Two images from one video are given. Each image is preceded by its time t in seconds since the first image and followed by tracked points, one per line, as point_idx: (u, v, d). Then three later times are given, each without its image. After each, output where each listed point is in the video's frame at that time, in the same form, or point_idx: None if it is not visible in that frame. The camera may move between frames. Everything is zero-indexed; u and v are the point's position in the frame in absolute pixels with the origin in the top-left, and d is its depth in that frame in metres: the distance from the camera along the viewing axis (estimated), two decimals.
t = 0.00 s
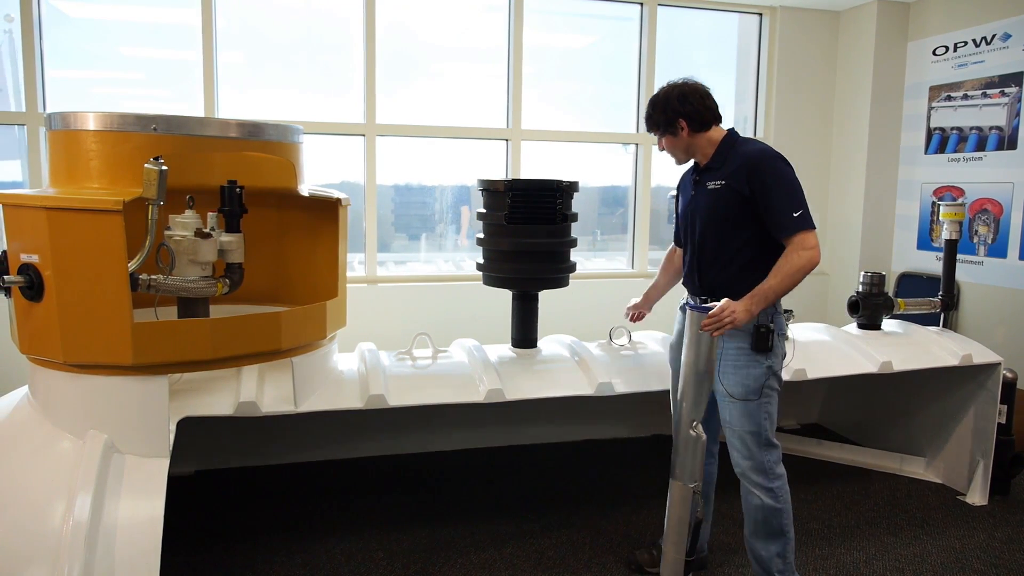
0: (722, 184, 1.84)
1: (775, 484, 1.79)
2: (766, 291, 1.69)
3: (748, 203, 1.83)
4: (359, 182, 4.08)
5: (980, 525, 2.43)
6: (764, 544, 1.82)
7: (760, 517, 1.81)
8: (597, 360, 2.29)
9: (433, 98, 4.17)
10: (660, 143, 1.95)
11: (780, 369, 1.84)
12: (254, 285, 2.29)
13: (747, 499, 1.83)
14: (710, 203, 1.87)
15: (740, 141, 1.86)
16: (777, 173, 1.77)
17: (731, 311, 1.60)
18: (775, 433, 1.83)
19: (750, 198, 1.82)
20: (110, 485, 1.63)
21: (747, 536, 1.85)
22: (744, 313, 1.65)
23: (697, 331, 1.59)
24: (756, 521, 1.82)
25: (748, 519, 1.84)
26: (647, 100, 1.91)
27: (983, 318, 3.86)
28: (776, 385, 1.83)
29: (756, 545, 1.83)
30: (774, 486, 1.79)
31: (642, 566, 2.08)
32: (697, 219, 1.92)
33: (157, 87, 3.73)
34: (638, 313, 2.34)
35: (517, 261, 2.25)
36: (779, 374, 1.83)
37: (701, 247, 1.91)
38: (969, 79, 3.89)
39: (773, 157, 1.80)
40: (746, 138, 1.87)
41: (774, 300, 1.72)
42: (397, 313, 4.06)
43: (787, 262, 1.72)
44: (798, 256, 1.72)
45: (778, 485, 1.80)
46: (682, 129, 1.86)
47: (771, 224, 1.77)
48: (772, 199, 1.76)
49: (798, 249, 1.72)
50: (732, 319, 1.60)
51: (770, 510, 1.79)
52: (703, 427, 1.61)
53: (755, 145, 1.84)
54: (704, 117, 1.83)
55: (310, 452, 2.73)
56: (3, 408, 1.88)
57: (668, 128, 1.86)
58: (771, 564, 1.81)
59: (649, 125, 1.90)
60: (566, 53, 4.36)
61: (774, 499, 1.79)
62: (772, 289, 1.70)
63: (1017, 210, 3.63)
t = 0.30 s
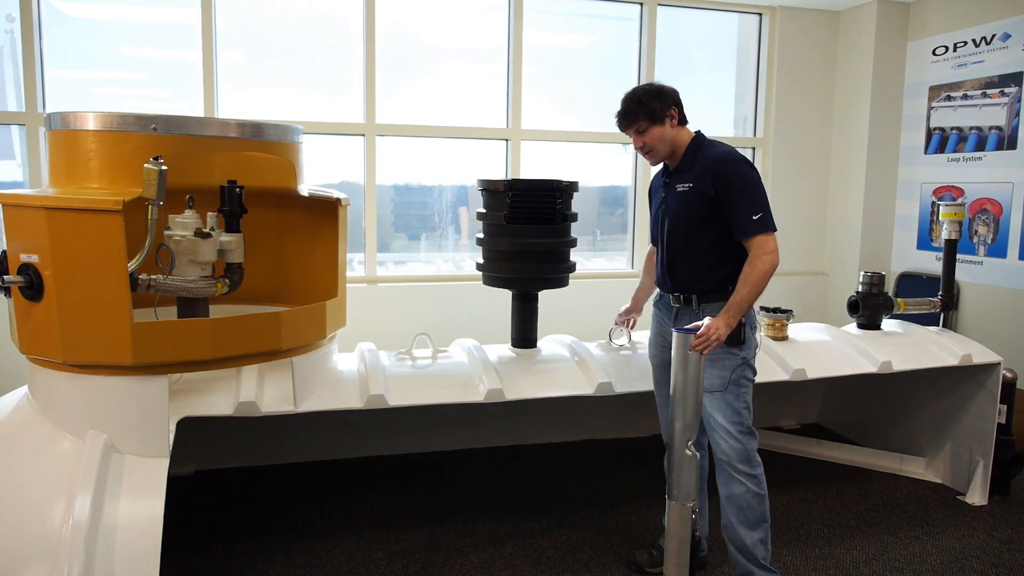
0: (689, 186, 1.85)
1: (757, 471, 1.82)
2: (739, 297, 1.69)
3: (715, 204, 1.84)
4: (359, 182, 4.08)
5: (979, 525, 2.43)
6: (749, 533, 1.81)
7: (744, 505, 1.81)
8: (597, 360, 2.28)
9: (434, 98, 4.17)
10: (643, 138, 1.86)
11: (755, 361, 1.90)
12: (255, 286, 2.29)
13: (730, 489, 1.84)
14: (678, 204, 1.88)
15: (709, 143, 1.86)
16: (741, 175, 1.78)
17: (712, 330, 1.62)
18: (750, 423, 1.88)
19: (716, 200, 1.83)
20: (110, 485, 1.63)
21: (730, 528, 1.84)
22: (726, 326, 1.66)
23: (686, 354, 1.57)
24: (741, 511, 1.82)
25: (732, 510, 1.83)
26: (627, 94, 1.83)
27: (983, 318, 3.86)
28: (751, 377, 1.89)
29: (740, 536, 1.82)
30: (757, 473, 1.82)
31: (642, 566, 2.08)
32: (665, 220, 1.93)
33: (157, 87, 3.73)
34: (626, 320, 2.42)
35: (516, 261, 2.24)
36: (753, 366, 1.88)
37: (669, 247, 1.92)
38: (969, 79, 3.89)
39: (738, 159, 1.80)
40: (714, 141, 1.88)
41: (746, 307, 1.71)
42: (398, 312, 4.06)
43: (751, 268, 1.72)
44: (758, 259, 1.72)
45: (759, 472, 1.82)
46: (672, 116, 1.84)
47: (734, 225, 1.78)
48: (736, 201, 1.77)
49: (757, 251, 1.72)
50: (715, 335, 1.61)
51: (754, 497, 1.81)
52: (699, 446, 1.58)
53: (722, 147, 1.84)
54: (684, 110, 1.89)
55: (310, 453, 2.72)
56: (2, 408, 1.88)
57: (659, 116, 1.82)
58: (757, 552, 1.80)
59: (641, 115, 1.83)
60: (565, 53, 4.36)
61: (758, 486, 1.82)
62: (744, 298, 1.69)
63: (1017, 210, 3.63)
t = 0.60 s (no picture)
0: (687, 185, 1.84)
1: (748, 468, 1.84)
2: (739, 297, 1.69)
3: (712, 203, 1.84)
4: (359, 182, 4.08)
5: (979, 525, 2.43)
6: (739, 530, 1.82)
7: (736, 502, 1.82)
8: (597, 360, 2.28)
9: (434, 97, 4.17)
10: (653, 123, 1.82)
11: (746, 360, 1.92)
12: (255, 286, 2.29)
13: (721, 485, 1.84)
14: (674, 204, 1.87)
15: (703, 143, 1.88)
16: (740, 174, 1.80)
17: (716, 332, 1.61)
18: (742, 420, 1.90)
19: (713, 199, 1.83)
20: (109, 484, 1.63)
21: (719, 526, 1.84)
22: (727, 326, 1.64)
23: (690, 357, 1.55)
24: (733, 507, 1.82)
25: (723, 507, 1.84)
26: (644, 78, 1.81)
27: (983, 318, 3.86)
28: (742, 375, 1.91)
29: (730, 534, 1.82)
30: (747, 470, 1.84)
31: (642, 566, 2.08)
32: (658, 220, 1.92)
33: (157, 87, 3.73)
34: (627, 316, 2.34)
35: (516, 261, 2.24)
36: (745, 364, 1.90)
37: (664, 246, 1.91)
38: (969, 79, 3.89)
39: (734, 159, 1.82)
40: (707, 142, 1.89)
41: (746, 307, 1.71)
42: (397, 312, 4.06)
43: (749, 267, 1.72)
44: (756, 258, 1.73)
45: (750, 469, 1.85)
46: (680, 109, 1.85)
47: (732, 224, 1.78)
48: (734, 200, 1.78)
49: (753, 251, 1.73)
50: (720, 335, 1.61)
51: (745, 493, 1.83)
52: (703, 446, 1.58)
53: (716, 148, 1.86)
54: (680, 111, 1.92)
55: (310, 453, 2.72)
56: (2, 408, 1.88)
57: (673, 104, 1.82)
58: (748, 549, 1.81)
59: (659, 99, 1.80)
60: (565, 53, 4.36)
61: (748, 483, 1.83)
62: (744, 296, 1.69)
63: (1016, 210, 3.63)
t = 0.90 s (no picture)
0: (701, 187, 1.82)
1: (744, 468, 1.85)
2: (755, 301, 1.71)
3: (722, 205, 1.84)
4: (359, 182, 4.08)
5: (979, 525, 2.43)
6: (734, 531, 1.83)
7: (732, 502, 1.83)
8: (597, 360, 2.28)
9: (434, 98, 4.17)
10: (674, 115, 1.79)
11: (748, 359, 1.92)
12: (255, 286, 2.29)
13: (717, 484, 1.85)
14: (685, 204, 1.85)
15: (711, 143, 1.86)
16: (754, 180, 1.80)
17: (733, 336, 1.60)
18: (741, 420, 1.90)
19: (724, 202, 1.83)
20: (109, 484, 1.63)
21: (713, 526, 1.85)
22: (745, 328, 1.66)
23: (707, 359, 1.51)
24: (729, 508, 1.83)
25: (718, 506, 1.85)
26: (669, 70, 1.80)
27: (983, 318, 3.86)
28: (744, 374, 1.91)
29: (724, 534, 1.83)
30: (744, 470, 1.85)
31: (642, 566, 2.08)
32: (667, 219, 1.89)
33: (157, 87, 3.73)
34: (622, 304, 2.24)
35: (516, 261, 2.24)
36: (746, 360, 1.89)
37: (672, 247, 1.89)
38: (969, 79, 3.89)
39: (746, 163, 1.82)
40: (716, 142, 1.88)
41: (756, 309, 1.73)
42: (397, 313, 4.06)
43: (760, 271, 1.75)
44: (766, 263, 1.76)
45: (747, 469, 1.85)
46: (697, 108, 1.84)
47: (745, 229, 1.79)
48: (748, 204, 1.79)
49: (763, 256, 1.77)
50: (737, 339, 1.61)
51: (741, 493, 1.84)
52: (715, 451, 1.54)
53: (727, 150, 1.85)
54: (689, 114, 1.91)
55: (310, 452, 2.72)
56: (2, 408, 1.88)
57: (691, 100, 1.81)
58: (742, 549, 1.83)
59: (682, 92, 1.79)
60: (566, 52, 4.36)
61: (745, 482, 1.84)
62: (757, 299, 1.71)
63: (1016, 210, 3.63)
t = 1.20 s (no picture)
0: (726, 187, 1.79)
1: (749, 474, 1.84)
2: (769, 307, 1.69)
3: (744, 207, 1.81)
4: (359, 182, 4.08)
5: (979, 525, 2.43)
6: (729, 537, 1.83)
7: (733, 508, 1.83)
8: (597, 360, 2.28)
9: (434, 98, 4.17)
10: (701, 113, 1.75)
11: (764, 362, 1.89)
12: (255, 287, 2.29)
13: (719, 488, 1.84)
14: (708, 204, 1.81)
15: (733, 144, 1.83)
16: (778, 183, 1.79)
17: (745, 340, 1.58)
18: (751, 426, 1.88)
19: (747, 204, 1.81)
20: (109, 484, 1.63)
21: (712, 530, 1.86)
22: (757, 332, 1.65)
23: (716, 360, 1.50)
24: (728, 513, 1.83)
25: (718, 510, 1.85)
26: (697, 67, 1.75)
27: (983, 318, 3.86)
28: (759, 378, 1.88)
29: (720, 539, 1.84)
30: (747, 475, 1.83)
31: (642, 566, 2.07)
32: (687, 219, 1.85)
33: (157, 87, 3.73)
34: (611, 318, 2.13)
35: (517, 261, 2.24)
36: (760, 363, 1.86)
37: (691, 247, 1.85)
38: (968, 79, 3.89)
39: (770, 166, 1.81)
40: (737, 144, 1.85)
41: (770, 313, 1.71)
42: (397, 312, 4.06)
43: (776, 276, 1.74)
44: (784, 268, 1.75)
45: (751, 476, 1.84)
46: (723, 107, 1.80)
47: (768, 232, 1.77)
48: (773, 208, 1.77)
49: (780, 261, 1.75)
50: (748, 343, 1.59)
51: (742, 498, 1.83)
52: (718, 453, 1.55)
53: (750, 152, 1.83)
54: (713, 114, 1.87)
55: (310, 452, 2.72)
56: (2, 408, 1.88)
57: (719, 99, 1.77)
58: (737, 554, 1.83)
59: (710, 90, 1.74)
60: (566, 53, 4.36)
61: (746, 489, 1.83)
62: (770, 306, 1.70)
63: (1016, 210, 3.63)
